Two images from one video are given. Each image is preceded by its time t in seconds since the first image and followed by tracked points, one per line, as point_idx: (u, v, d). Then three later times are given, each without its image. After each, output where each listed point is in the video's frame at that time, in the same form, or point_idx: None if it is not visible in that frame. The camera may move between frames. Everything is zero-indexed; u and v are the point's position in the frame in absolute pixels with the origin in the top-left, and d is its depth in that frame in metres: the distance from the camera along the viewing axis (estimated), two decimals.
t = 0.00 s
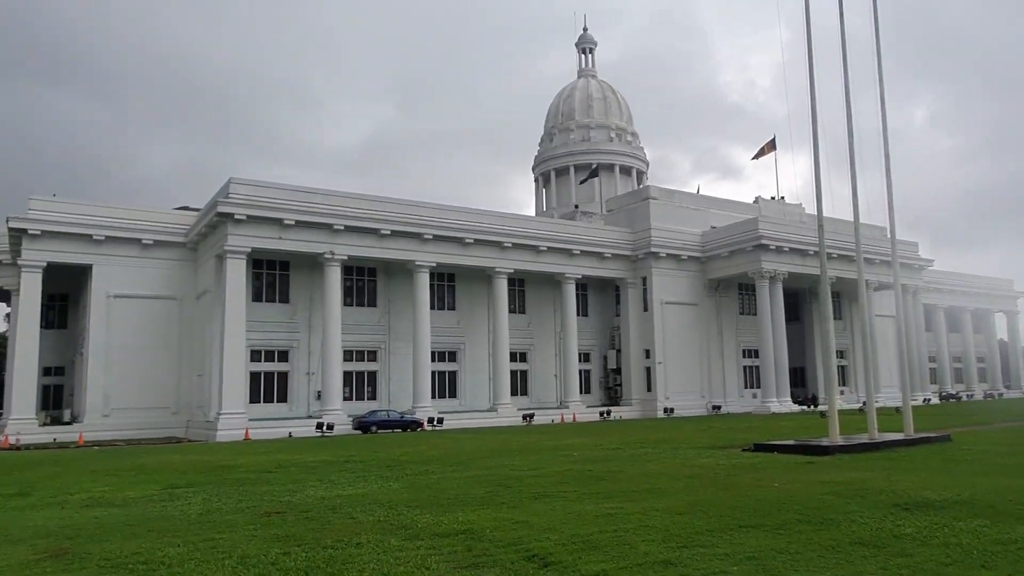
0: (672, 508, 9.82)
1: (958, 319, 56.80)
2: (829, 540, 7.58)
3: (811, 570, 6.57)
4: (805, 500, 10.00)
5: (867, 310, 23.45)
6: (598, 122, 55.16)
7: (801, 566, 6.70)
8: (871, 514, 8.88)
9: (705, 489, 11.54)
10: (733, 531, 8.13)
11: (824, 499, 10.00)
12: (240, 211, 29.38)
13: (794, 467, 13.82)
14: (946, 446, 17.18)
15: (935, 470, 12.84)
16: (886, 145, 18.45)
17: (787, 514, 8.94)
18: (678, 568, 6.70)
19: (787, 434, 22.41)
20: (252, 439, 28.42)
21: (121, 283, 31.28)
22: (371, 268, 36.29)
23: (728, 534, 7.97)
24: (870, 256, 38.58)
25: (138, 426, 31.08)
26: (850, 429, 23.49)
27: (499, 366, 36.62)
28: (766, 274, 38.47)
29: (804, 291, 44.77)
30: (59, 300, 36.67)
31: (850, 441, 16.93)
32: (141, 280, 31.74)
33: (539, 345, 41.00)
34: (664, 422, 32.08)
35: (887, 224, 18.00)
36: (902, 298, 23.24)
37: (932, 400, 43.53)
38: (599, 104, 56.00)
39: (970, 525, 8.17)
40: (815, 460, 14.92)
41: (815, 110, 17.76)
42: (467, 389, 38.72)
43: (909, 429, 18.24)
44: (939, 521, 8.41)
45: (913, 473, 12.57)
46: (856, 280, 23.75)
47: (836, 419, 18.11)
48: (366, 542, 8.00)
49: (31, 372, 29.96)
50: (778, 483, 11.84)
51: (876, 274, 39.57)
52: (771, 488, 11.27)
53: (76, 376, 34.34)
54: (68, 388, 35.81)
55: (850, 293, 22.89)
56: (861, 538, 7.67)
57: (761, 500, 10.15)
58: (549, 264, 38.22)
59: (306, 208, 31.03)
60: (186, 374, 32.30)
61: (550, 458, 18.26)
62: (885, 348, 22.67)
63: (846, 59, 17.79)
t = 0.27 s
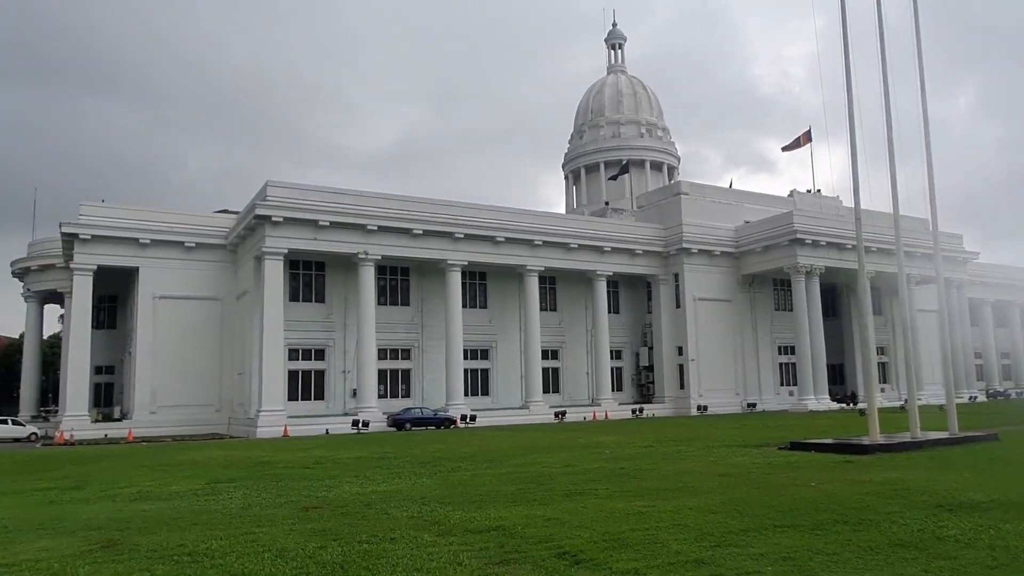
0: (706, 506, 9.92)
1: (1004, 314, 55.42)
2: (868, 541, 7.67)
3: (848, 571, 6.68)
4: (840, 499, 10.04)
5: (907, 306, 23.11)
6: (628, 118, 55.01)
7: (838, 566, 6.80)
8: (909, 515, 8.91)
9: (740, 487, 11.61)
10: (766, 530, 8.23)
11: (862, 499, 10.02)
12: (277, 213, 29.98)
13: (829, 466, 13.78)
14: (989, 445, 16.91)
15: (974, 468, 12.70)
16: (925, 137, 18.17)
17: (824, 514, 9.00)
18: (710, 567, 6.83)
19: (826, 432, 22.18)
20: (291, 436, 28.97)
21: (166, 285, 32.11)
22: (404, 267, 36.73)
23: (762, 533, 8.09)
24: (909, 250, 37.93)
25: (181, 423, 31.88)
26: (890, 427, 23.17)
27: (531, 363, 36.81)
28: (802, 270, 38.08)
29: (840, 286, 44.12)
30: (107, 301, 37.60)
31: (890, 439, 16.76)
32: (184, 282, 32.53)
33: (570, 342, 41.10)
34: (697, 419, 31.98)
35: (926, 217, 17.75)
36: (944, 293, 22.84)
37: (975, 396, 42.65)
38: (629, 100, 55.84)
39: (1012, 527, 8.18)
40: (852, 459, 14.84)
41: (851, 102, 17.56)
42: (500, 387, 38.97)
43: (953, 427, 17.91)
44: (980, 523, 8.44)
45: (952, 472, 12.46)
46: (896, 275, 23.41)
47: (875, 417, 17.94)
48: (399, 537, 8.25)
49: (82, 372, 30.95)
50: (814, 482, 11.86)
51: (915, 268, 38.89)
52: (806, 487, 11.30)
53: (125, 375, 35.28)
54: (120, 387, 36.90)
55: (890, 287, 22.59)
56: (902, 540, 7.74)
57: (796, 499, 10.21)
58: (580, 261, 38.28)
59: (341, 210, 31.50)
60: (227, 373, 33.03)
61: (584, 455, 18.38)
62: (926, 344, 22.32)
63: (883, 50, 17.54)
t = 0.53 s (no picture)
0: (745, 506, 9.86)
1: None
2: (912, 542, 7.58)
3: (891, 572, 6.63)
4: (883, 499, 9.91)
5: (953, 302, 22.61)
6: (664, 114, 54.60)
7: (882, 568, 6.74)
8: (955, 516, 8.77)
9: (780, 487, 11.51)
10: (807, 530, 8.17)
11: (907, 500, 9.87)
12: (316, 215, 30.45)
13: (871, 466, 13.59)
14: None
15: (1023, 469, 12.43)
16: (971, 128, 17.74)
17: (867, 515, 8.89)
18: (751, 567, 6.83)
19: (869, 431, 21.83)
20: (332, 434, 29.40)
21: (209, 286, 32.79)
22: (441, 266, 37.00)
23: (802, 533, 8.03)
24: (955, 245, 37.06)
25: (225, 421, 32.55)
26: (935, 426, 22.70)
27: (568, 361, 36.80)
28: (843, 265, 37.46)
29: (883, 282, 43.25)
30: (154, 302, 38.54)
31: (936, 439, 16.45)
32: (226, 283, 33.20)
33: (606, 340, 40.99)
34: (736, 417, 31.69)
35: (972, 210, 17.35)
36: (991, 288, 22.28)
37: None
38: (664, 96, 55.42)
39: None
40: (896, 459, 14.61)
41: (893, 94, 17.23)
42: (536, 385, 39.04)
43: (1002, 426, 17.47)
44: None
45: (1000, 472, 12.21)
46: (943, 269, 22.91)
47: (919, 417, 17.61)
48: (437, 533, 8.37)
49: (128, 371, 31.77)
50: (856, 482, 11.71)
51: (961, 264, 37.98)
52: (847, 486, 11.16)
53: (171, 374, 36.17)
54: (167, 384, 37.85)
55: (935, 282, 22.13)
56: (949, 541, 7.62)
57: (837, 499, 10.10)
58: (616, 259, 38.14)
59: (378, 210, 31.85)
60: (269, 371, 33.63)
61: (621, 454, 18.37)
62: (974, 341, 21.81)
63: (927, 39, 17.14)
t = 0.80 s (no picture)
0: (784, 506, 9.76)
1: None
2: (959, 545, 7.43)
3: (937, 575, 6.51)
4: (927, 501, 9.74)
5: (1001, 298, 22.04)
6: (699, 109, 54.06)
7: (928, 571, 6.62)
8: (1003, 518, 8.57)
9: (820, 487, 11.36)
10: (850, 532, 8.05)
11: (954, 501, 9.66)
12: (352, 216, 30.82)
13: (915, 467, 13.34)
14: None
15: None
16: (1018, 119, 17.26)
17: (912, 517, 8.73)
18: (793, 569, 6.76)
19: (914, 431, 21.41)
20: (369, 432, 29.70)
21: (248, 287, 33.36)
22: (476, 266, 37.16)
23: (844, 535, 7.93)
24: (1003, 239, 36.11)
25: (265, 419, 33.06)
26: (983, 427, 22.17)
27: (603, 360, 36.68)
28: (885, 261, 36.75)
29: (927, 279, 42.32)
30: (197, 303, 39.31)
31: (983, 439, 16.07)
32: (265, 284, 33.73)
33: (642, 339, 40.76)
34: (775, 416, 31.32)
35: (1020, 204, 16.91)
36: None
37: None
38: (700, 92, 54.87)
39: None
40: (941, 459, 14.31)
41: (936, 86, 16.85)
42: (572, 384, 38.98)
43: None
44: None
45: None
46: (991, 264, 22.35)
47: (965, 417, 17.22)
48: (475, 532, 8.41)
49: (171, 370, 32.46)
50: (899, 483, 11.50)
51: (1009, 259, 37.00)
52: (890, 488, 10.98)
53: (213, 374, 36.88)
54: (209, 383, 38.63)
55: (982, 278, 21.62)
56: (998, 545, 7.44)
57: (879, 500, 9.93)
58: (652, 257, 37.89)
59: (414, 211, 32.09)
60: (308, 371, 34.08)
61: (659, 453, 18.27)
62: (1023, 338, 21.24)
63: (972, 29, 16.72)
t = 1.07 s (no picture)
0: (822, 508, 9.63)
1: None
2: (1002, 549, 7.26)
3: None
4: (969, 503, 9.52)
5: None
6: (731, 106, 53.48)
7: (972, 575, 6.49)
8: None
9: (857, 488, 11.19)
10: (891, 534, 7.91)
11: (997, 504, 9.44)
12: (384, 217, 31.04)
13: (958, 468, 13.05)
14: None
15: None
16: None
17: (953, 519, 8.55)
18: (831, 571, 6.67)
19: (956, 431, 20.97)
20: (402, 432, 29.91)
21: (282, 288, 33.79)
22: (507, 266, 37.21)
23: (884, 537, 7.79)
24: None
25: (300, 419, 33.46)
26: None
27: (635, 360, 36.48)
28: (924, 258, 36.04)
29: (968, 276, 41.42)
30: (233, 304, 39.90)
31: None
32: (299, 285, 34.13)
33: (675, 338, 40.47)
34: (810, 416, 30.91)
35: None
36: None
37: None
38: (732, 88, 54.29)
39: None
40: (984, 461, 14.00)
41: (977, 79, 16.44)
42: (604, 384, 38.85)
43: None
44: None
45: None
46: None
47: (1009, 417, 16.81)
48: (509, 531, 8.44)
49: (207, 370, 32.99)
50: (939, 484, 11.28)
51: None
52: (930, 489, 10.77)
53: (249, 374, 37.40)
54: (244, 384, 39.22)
55: None
56: None
57: (919, 502, 9.74)
58: (684, 256, 37.60)
59: (445, 211, 32.23)
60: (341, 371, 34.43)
61: (693, 453, 18.13)
62: None
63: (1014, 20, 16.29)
